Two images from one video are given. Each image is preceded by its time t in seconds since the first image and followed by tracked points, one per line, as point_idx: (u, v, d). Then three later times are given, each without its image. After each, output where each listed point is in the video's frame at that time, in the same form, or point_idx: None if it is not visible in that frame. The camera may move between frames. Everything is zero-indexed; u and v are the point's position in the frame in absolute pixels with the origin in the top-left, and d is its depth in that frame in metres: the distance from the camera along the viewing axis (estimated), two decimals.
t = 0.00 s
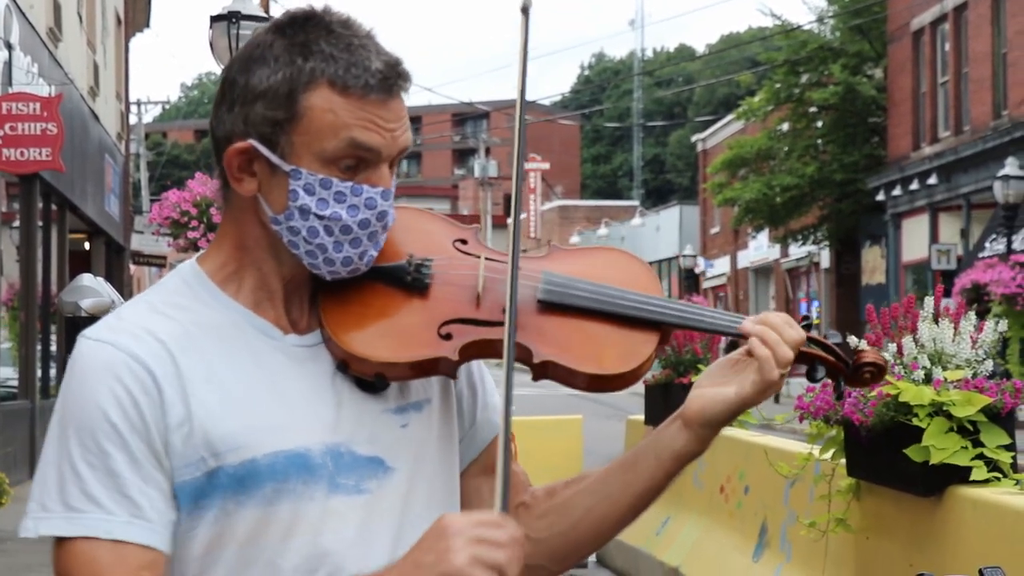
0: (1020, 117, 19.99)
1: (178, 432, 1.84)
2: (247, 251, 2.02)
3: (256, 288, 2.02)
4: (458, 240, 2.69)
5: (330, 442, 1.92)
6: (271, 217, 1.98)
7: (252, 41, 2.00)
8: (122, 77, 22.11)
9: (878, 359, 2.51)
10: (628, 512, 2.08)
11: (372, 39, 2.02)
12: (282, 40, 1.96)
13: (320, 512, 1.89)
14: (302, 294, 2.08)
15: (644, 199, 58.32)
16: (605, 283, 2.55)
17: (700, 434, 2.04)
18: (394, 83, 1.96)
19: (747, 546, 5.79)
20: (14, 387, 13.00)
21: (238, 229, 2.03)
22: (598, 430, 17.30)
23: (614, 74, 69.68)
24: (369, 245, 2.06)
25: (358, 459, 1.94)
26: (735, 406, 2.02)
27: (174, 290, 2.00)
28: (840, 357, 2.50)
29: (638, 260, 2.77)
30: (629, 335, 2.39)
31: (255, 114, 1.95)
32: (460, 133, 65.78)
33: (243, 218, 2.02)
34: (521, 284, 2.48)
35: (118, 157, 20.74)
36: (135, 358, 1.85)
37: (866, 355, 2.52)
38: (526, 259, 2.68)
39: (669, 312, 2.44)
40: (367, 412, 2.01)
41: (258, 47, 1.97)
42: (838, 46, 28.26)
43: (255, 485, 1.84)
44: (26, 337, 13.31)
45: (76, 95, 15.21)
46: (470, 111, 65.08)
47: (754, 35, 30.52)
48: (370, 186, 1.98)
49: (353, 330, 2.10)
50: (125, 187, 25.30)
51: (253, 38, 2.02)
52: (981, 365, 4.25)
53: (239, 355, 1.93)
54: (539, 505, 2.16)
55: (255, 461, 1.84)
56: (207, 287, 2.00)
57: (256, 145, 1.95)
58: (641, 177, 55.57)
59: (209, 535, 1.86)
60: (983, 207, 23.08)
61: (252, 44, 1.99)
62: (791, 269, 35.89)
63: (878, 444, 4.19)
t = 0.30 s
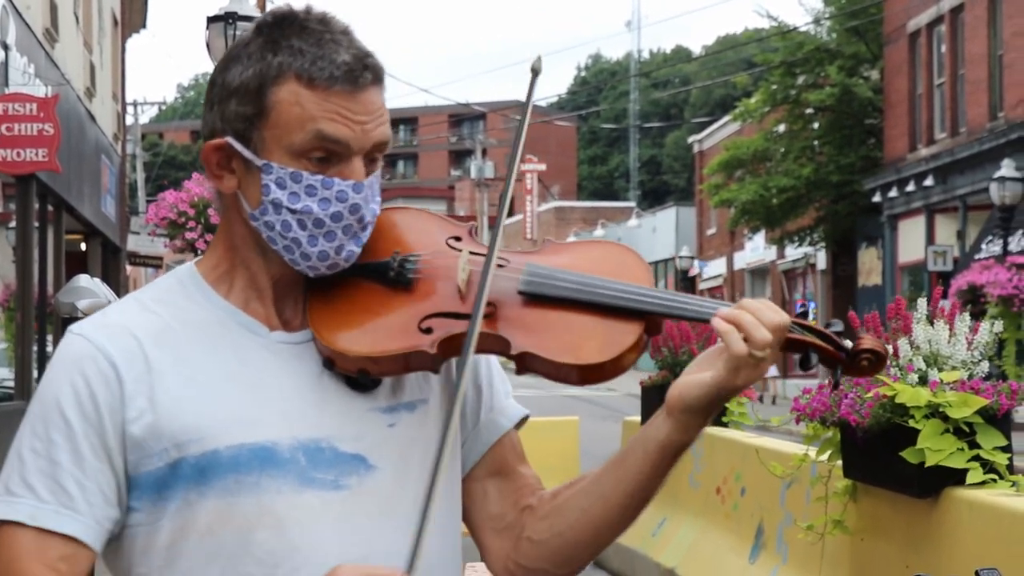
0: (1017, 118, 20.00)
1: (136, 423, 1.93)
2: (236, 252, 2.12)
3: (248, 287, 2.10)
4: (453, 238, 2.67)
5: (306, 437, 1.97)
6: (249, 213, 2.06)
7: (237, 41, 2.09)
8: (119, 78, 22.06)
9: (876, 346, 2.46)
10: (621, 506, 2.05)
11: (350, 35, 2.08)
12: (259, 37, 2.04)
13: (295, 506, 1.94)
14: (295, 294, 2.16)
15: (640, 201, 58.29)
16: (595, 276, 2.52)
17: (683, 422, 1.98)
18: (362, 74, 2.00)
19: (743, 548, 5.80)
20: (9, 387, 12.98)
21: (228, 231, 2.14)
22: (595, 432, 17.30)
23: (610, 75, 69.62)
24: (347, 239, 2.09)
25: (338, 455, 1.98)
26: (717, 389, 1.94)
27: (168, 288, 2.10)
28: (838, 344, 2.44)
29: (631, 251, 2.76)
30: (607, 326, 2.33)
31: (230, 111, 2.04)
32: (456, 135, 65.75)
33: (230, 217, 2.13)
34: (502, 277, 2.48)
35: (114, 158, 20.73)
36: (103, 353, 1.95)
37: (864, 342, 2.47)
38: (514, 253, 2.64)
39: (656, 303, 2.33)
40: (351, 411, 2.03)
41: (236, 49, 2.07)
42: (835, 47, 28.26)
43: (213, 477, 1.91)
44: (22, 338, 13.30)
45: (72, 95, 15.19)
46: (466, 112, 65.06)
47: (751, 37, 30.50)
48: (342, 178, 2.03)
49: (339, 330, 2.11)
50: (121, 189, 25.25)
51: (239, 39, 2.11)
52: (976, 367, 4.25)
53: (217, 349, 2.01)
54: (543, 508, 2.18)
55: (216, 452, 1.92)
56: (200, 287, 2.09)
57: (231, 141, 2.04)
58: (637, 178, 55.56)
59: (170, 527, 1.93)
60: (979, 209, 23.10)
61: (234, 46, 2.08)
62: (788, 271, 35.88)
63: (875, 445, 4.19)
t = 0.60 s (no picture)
0: (1013, 120, 20.00)
1: (111, 415, 2.00)
2: (232, 253, 2.18)
3: (243, 286, 2.14)
4: (446, 231, 2.65)
5: (287, 432, 1.98)
6: (234, 210, 2.12)
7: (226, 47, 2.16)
8: (115, 78, 22.04)
9: (860, 323, 2.41)
10: (599, 499, 1.97)
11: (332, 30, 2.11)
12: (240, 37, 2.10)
13: (277, 502, 1.96)
14: (290, 294, 2.20)
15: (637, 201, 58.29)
16: (576, 263, 2.46)
17: (655, 404, 1.90)
18: (332, 63, 2.03)
19: (740, 548, 5.79)
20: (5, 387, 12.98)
21: (226, 232, 2.20)
22: (591, 433, 17.31)
23: (607, 76, 69.62)
24: (327, 231, 2.10)
25: (323, 449, 1.99)
26: (680, 365, 1.85)
27: (167, 286, 2.16)
28: (823, 327, 2.42)
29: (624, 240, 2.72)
30: (583, 310, 2.25)
31: (210, 108, 2.11)
32: (453, 136, 65.75)
33: (226, 218, 2.19)
34: (478, 262, 2.45)
35: (111, 159, 20.73)
36: (85, 349, 2.03)
37: (847, 320, 2.43)
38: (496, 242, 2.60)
39: (638, 287, 2.25)
40: (340, 404, 2.04)
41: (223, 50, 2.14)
42: (832, 49, 28.28)
43: (190, 468, 1.95)
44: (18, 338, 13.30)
45: (69, 95, 15.20)
46: (463, 113, 65.07)
47: (749, 38, 30.52)
48: (318, 169, 2.05)
49: (324, 327, 2.10)
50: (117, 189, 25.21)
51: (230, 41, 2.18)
52: (973, 367, 4.24)
53: (210, 350, 2.05)
54: (539, 507, 2.10)
55: (193, 443, 1.96)
56: (196, 284, 2.14)
57: (213, 139, 2.11)
58: (635, 179, 55.59)
59: (149, 519, 1.98)
60: (975, 210, 23.11)
61: (223, 49, 2.15)
62: (785, 271, 35.90)
63: (871, 446, 4.18)
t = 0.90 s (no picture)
0: (1010, 122, 20.04)
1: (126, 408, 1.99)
2: (251, 252, 2.16)
3: (261, 284, 2.13)
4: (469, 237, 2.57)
5: (298, 434, 1.97)
6: (257, 209, 2.10)
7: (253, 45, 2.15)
8: (112, 78, 22.02)
9: (883, 354, 2.29)
10: (614, 509, 1.93)
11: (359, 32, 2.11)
12: (270, 35, 2.09)
13: (287, 503, 1.94)
14: (309, 293, 2.17)
15: (634, 203, 58.28)
16: (599, 277, 2.38)
17: (673, 418, 1.86)
18: (362, 66, 2.02)
19: (736, 550, 5.81)
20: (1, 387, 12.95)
21: (245, 234, 2.17)
22: (588, 434, 17.31)
23: (603, 77, 69.65)
24: (353, 234, 2.08)
25: (336, 453, 1.97)
26: (697, 378, 1.81)
27: (186, 279, 2.14)
28: (844, 355, 2.26)
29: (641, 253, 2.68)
30: (607, 328, 2.23)
31: (238, 107, 2.09)
32: (450, 136, 65.79)
33: (246, 222, 2.16)
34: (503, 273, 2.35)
35: (108, 159, 20.73)
36: (103, 343, 2.02)
37: (870, 351, 2.30)
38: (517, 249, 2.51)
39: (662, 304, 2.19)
40: (354, 409, 2.01)
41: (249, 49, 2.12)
42: (828, 50, 28.31)
43: (206, 466, 1.94)
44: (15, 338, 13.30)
45: (66, 96, 15.20)
46: (459, 114, 65.10)
47: (745, 40, 30.56)
48: (343, 172, 2.04)
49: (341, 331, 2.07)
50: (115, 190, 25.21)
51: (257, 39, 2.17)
52: (970, 370, 4.26)
53: (227, 346, 2.03)
54: (545, 520, 2.07)
55: (208, 444, 1.95)
56: (215, 279, 2.13)
57: (239, 137, 2.09)
58: (632, 180, 55.60)
59: (161, 518, 1.97)
60: (972, 212, 23.13)
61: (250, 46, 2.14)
62: (781, 273, 35.95)
63: (867, 449, 4.20)
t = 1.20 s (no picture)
0: (1008, 122, 20.03)
1: (170, 404, 1.87)
2: (280, 245, 2.06)
3: (289, 279, 2.04)
4: (499, 249, 2.67)
5: (336, 436, 1.90)
6: (297, 209, 2.02)
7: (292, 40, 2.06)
8: (110, 78, 22.00)
9: (919, 391, 2.37)
10: (632, 521, 2.00)
11: (405, 34, 2.04)
12: (315, 33, 2.00)
13: (329, 505, 1.87)
14: (334, 289, 2.11)
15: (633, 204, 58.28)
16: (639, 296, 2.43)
17: (706, 433, 1.94)
18: (418, 72, 1.97)
19: (735, 550, 5.79)
20: None
21: (272, 226, 2.08)
22: (588, 435, 17.28)
23: (602, 78, 69.67)
24: (395, 238, 2.05)
25: (368, 457, 1.91)
26: (739, 396, 1.88)
27: (210, 273, 2.04)
28: (878, 385, 2.35)
29: (675, 274, 2.71)
30: (650, 348, 2.25)
31: (284, 105, 2.00)
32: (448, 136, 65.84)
33: (276, 213, 2.07)
34: (548, 288, 2.40)
35: (106, 159, 20.71)
36: (143, 334, 1.90)
37: (907, 386, 2.37)
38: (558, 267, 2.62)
39: (700, 329, 2.25)
40: (386, 411, 1.97)
41: (291, 44, 2.02)
42: (827, 51, 28.32)
43: (248, 467, 1.85)
44: (13, 339, 13.26)
45: (64, 97, 15.18)
46: (458, 115, 65.12)
47: (742, 41, 30.57)
48: (392, 177, 1.98)
49: (378, 328, 2.05)
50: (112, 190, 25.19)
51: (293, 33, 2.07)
52: (968, 370, 4.28)
53: (264, 345, 1.94)
54: (554, 520, 2.13)
55: (252, 444, 1.86)
56: (243, 272, 2.03)
57: (284, 136, 2.00)
58: (629, 181, 55.61)
59: (200, 515, 1.87)
60: (971, 212, 23.12)
61: (290, 41, 2.04)
62: (779, 274, 35.97)
63: (865, 450, 4.19)
